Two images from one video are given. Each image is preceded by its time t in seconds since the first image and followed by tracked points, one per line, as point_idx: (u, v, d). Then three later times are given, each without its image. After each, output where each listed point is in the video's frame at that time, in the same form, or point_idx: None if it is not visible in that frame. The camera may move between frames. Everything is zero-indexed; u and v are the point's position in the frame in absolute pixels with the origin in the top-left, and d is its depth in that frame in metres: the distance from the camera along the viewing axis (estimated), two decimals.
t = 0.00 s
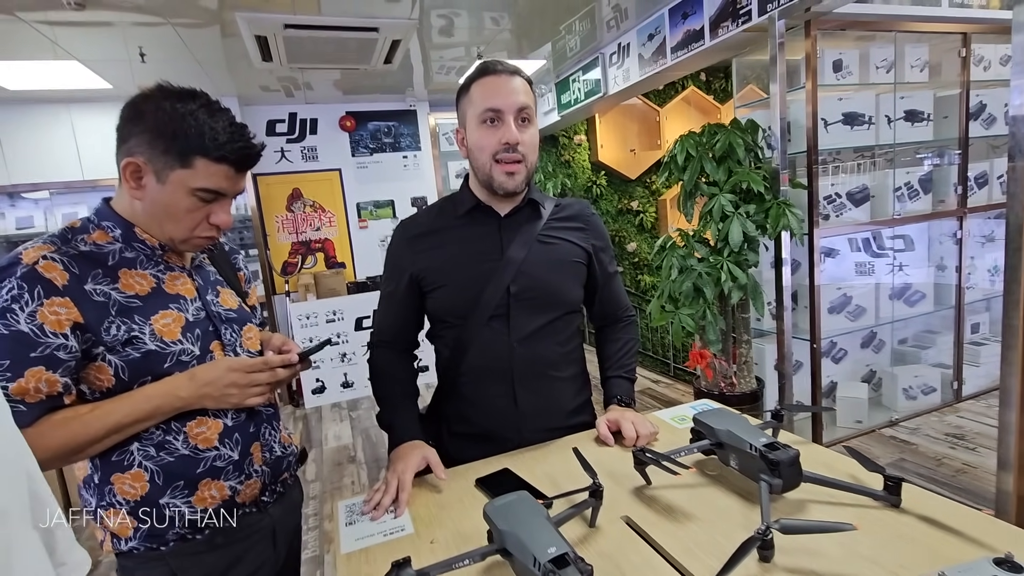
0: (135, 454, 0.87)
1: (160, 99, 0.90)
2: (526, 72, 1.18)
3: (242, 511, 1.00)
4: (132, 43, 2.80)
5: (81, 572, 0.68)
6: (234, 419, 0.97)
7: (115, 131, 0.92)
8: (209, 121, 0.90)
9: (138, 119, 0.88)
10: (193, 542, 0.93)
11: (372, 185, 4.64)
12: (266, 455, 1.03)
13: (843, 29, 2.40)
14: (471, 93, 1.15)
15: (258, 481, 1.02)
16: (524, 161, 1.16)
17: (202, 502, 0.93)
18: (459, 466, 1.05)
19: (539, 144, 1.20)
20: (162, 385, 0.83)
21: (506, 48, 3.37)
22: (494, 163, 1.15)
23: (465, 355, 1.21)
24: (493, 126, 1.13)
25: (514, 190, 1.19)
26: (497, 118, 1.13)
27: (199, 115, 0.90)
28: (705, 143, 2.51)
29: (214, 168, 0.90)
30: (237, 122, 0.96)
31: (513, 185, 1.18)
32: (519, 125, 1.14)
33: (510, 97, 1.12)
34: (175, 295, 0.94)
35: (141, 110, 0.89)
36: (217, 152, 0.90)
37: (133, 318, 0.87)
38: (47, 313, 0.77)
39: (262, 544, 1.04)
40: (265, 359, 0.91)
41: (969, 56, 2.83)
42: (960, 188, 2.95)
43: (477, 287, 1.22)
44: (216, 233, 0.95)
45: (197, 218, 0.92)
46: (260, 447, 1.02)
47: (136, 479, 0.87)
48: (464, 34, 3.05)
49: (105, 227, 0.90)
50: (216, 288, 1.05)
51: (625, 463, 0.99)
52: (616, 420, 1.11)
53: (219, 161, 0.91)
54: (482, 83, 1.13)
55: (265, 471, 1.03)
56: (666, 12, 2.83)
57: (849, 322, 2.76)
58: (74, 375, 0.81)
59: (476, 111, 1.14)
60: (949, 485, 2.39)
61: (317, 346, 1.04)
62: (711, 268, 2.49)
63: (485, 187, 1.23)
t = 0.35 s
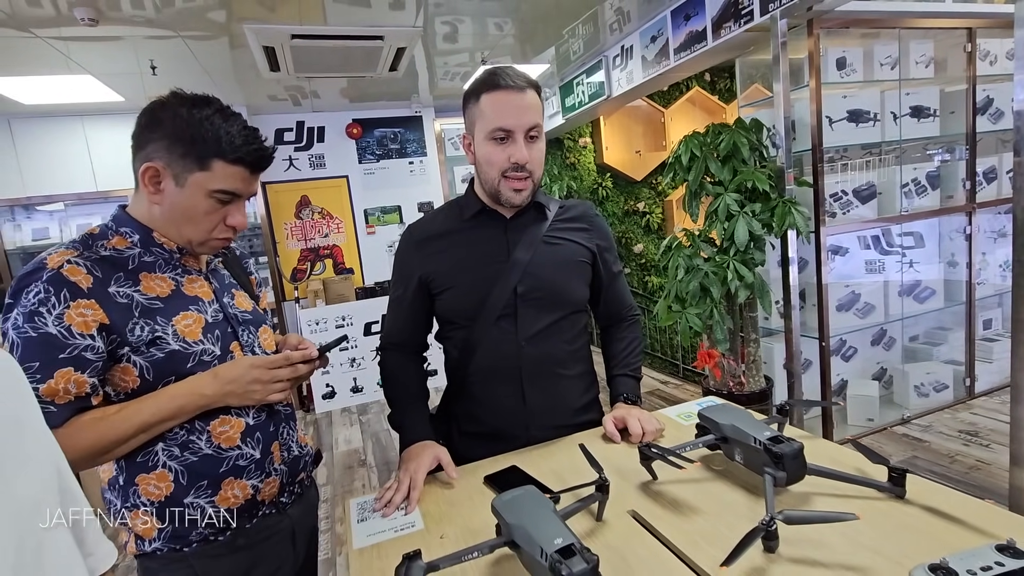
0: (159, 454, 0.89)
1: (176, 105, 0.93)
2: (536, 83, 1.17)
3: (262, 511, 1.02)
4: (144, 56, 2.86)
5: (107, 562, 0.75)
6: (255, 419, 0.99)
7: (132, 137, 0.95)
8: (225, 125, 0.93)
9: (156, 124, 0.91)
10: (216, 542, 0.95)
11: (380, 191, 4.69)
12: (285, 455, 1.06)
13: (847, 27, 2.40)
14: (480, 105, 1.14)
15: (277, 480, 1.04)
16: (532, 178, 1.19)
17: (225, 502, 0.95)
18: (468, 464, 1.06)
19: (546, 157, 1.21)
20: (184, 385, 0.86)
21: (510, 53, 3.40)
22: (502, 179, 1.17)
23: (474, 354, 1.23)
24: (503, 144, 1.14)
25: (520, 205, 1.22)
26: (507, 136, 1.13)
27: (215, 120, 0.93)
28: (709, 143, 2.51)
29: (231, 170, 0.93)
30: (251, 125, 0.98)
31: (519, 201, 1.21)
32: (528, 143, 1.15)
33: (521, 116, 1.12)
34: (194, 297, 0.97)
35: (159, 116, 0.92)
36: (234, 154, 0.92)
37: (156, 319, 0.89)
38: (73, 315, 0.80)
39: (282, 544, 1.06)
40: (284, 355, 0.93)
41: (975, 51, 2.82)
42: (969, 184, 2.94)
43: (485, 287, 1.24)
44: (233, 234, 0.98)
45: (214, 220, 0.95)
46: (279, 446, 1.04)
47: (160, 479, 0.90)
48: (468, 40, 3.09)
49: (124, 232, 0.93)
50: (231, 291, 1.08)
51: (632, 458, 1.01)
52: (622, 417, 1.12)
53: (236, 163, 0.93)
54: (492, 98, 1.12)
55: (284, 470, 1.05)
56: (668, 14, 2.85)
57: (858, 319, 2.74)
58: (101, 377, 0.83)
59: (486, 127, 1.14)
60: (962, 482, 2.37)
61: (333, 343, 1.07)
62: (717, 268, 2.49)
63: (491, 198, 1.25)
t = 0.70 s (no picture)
0: (167, 458, 0.89)
1: (179, 108, 0.93)
2: (543, 87, 1.15)
3: (270, 514, 1.02)
4: (149, 63, 2.88)
5: (117, 563, 0.74)
6: (262, 421, 0.99)
7: (135, 140, 0.95)
8: (228, 128, 0.93)
9: (159, 127, 0.91)
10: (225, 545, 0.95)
11: (384, 194, 4.70)
12: (292, 456, 1.06)
13: (851, 22, 2.38)
14: (486, 110, 1.13)
15: (285, 482, 1.04)
16: (536, 184, 1.18)
17: (234, 505, 0.95)
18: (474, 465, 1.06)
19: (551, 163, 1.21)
20: (190, 388, 0.86)
21: (512, 54, 3.40)
22: (507, 185, 1.17)
23: (479, 354, 1.22)
24: (509, 150, 1.13)
25: (524, 210, 1.22)
26: (513, 142, 1.13)
27: (218, 122, 0.93)
28: (714, 141, 2.50)
29: (234, 172, 0.93)
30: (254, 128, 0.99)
31: (523, 207, 1.21)
32: (534, 150, 1.15)
33: (527, 123, 1.11)
34: (199, 301, 0.97)
35: (161, 119, 0.92)
36: (237, 157, 0.93)
37: (161, 323, 0.90)
38: (79, 320, 0.80)
39: (291, 547, 1.06)
40: (288, 357, 0.93)
41: (982, 44, 2.79)
42: (978, 178, 2.91)
43: (489, 287, 1.24)
44: (236, 237, 0.98)
45: (217, 222, 0.95)
46: (287, 448, 1.04)
47: (169, 483, 0.90)
48: (470, 41, 3.09)
49: (127, 236, 0.93)
50: (236, 293, 1.08)
51: (639, 458, 1.00)
52: (628, 414, 1.11)
53: (239, 165, 0.94)
54: (498, 104, 1.11)
55: (292, 472, 1.05)
56: (671, 12, 2.84)
57: (867, 316, 2.71)
58: (107, 381, 0.84)
59: (492, 133, 1.13)
60: (976, 480, 2.34)
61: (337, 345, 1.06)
62: (723, 266, 2.47)
63: (495, 201, 1.25)
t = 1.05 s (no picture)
0: (163, 466, 0.89)
1: (174, 114, 0.93)
2: (541, 90, 1.15)
3: (266, 520, 1.02)
4: (147, 66, 2.87)
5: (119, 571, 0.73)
6: (258, 429, 0.99)
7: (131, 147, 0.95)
8: (223, 135, 0.93)
9: (154, 134, 0.91)
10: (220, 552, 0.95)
11: (383, 196, 4.70)
12: (289, 463, 1.05)
13: (849, 22, 2.38)
14: (484, 114, 1.13)
15: (281, 489, 1.04)
16: (535, 187, 1.18)
17: (229, 513, 0.95)
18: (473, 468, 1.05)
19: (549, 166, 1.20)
20: (188, 395, 0.86)
21: (511, 55, 3.39)
22: (505, 189, 1.17)
23: (478, 357, 1.22)
24: (507, 154, 1.13)
25: (522, 213, 1.22)
26: (511, 146, 1.13)
27: (213, 128, 0.93)
28: (712, 141, 2.49)
29: (228, 179, 0.93)
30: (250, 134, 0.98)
31: (522, 210, 1.21)
32: (532, 153, 1.15)
33: (526, 127, 1.11)
34: (195, 308, 0.97)
35: (157, 125, 0.92)
36: (232, 164, 0.92)
37: (156, 331, 0.89)
38: (73, 329, 0.80)
39: (287, 553, 1.05)
40: (285, 363, 0.92)
41: (979, 42, 2.79)
42: (976, 176, 2.91)
43: (488, 290, 1.24)
44: (231, 243, 0.98)
45: (213, 229, 0.95)
46: (283, 455, 1.04)
47: (164, 491, 0.89)
48: (469, 43, 3.09)
49: (124, 243, 0.93)
50: (233, 299, 1.08)
51: (641, 460, 1.00)
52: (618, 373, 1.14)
53: (234, 172, 0.93)
54: (497, 108, 1.11)
55: (288, 479, 1.05)
56: (669, 13, 2.84)
57: (867, 315, 2.71)
58: (102, 390, 0.84)
59: (490, 136, 1.13)
60: (977, 478, 2.34)
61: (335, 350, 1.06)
62: (723, 266, 2.47)
63: (493, 203, 1.25)
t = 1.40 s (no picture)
0: (158, 468, 0.89)
1: (168, 117, 0.92)
2: (540, 91, 1.14)
3: (263, 521, 1.01)
4: (145, 67, 2.86)
5: None
6: (254, 431, 0.99)
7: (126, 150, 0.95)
8: (217, 138, 0.92)
9: (148, 137, 0.90)
10: (216, 553, 0.94)
11: (382, 196, 4.70)
12: (285, 465, 1.05)
13: (848, 18, 2.37)
14: (481, 114, 1.12)
15: (277, 491, 1.03)
16: (532, 188, 1.17)
17: (225, 515, 0.94)
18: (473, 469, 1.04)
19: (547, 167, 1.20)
20: (184, 397, 0.85)
21: (510, 54, 3.38)
22: (503, 189, 1.16)
23: (477, 357, 1.21)
24: (505, 155, 1.13)
25: (520, 214, 1.21)
26: (509, 147, 1.12)
27: (207, 131, 0.92)
28: (712, 139, 2.48)
29: (222, 183, 0.92)
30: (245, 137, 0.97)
31: (519, 211, 1.20)
32: (530, 154, 1.14)
33: (524, 128, 1.11)
34: (191, 310, 0.96)
35: (150, 128, 0.91)
36: (226, 167, 0.91)
37: (152, 334, 0.89)
38: (68, 332, 0.79)
39: (284, 554, 1.05)
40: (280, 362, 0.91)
41: (980, 38, 2.77)
42: (977, 173, 2.89)
43: (486, 290, 1.23)
44: (226, 246, 0.97)
45: (207, 232, 0.94)
46: (279, 457, 1.03)
47: (159, 493, 0.89)
48: (467, 42, 3.07)
49: (119, 245, 0.92)
50: (229, 301, 1.07)
51: (642, 460, 0.99)
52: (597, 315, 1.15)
53: (228, 175, 0.92)
54: (494, 109, 1.10)
55: (284, 480, 1.04)
56: (668, 11, 2.83)
57: (868, 313, 2.70)
58: (97, 393, 0.83)
59: (487, 137, 1.12)
60: (980, 477, 2.33)
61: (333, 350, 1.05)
62: (724, 264, 2.46)
63: (491, 203, 1.24)
